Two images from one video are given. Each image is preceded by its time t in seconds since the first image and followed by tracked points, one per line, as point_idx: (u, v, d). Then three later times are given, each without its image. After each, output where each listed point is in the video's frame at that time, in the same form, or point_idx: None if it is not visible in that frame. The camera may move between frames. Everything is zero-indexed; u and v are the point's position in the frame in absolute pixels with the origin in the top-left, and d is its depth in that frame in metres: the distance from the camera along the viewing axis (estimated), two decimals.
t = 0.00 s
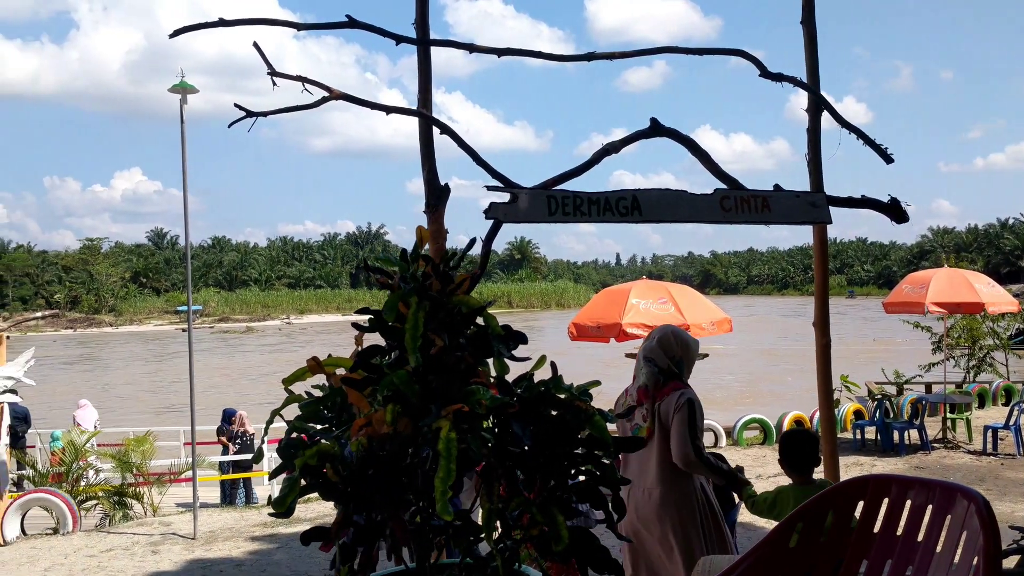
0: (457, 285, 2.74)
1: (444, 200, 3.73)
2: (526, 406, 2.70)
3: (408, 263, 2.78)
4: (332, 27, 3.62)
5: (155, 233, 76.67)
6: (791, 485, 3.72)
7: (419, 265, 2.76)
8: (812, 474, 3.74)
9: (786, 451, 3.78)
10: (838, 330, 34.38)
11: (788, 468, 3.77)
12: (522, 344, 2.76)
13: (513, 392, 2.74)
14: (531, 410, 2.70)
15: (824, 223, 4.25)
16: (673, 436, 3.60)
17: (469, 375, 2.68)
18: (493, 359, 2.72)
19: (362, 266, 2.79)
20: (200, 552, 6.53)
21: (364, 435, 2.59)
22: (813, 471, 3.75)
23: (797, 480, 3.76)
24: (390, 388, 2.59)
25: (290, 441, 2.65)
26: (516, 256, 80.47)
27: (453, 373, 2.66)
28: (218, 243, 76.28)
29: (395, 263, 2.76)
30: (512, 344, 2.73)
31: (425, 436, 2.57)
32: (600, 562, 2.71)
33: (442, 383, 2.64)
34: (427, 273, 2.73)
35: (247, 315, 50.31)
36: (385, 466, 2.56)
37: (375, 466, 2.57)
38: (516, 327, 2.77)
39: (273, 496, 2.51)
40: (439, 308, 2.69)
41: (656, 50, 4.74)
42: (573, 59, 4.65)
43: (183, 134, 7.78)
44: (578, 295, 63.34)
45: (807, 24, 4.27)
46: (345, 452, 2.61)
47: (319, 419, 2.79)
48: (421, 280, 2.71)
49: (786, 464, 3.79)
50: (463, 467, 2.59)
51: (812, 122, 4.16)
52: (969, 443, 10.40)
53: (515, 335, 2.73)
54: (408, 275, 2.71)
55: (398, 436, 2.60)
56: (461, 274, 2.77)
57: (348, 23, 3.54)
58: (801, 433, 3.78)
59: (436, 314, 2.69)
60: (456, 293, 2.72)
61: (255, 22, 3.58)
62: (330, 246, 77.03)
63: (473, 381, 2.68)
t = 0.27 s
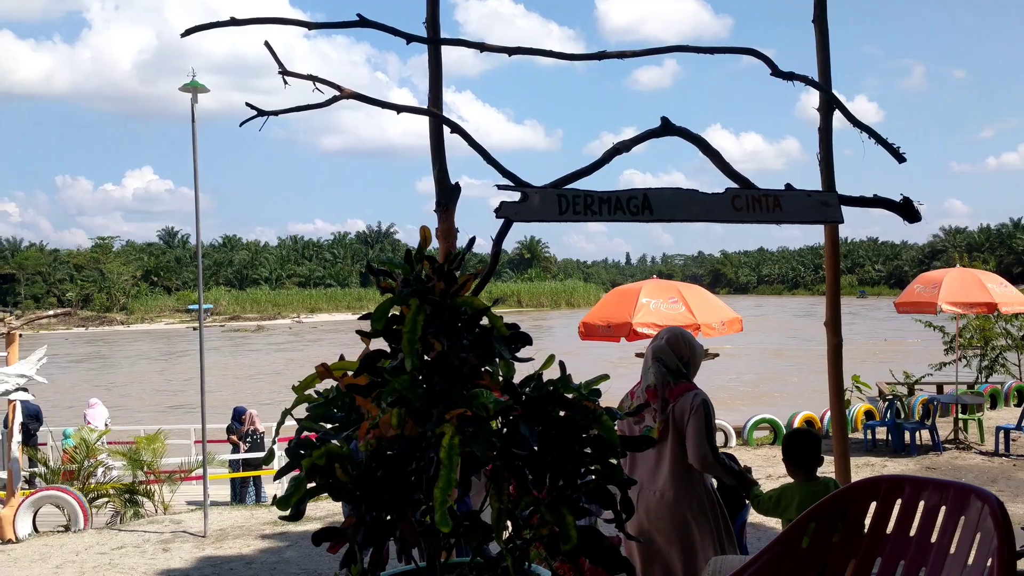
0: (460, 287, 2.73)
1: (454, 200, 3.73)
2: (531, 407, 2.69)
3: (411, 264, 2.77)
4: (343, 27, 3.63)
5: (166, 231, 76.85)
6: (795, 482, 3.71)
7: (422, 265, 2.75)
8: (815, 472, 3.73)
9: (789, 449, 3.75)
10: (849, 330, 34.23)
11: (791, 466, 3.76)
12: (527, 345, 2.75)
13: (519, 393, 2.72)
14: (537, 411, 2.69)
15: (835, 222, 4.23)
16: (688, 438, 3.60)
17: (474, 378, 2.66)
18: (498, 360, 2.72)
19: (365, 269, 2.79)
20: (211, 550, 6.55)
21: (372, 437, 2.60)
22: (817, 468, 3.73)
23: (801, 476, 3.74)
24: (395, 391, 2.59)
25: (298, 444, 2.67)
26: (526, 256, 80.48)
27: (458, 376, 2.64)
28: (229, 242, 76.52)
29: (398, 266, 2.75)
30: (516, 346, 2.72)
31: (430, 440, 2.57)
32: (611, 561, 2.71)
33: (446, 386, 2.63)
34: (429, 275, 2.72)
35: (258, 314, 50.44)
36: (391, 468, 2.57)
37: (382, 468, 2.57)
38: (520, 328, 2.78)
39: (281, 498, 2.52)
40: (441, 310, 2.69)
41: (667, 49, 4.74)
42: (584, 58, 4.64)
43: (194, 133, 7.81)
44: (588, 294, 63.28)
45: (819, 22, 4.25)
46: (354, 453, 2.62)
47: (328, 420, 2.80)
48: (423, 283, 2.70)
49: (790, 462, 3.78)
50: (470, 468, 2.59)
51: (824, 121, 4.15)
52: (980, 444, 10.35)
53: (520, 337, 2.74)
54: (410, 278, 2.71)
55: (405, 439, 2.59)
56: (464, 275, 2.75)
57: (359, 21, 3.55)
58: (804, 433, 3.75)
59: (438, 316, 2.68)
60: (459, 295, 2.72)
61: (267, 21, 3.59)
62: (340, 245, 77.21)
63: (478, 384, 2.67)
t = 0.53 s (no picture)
0: (473, 286, 2.72)
1: (464, 198, 3.74)
2: (546, 407, 2.69)
3: (422, 264, 2.76)
4: (354, 26, 3.63)
5: (176, 230, 77.17)
6: (805, 484, 3.73)
7: (435, 265, 2.74)
8: (824, 474, 3.76)
9: (799, 453, 3.79)
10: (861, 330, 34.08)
11: (801, 469, 3.79)
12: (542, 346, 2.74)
13: (533, 392, 2.72)
14: (551, 411, 2.69)
15: (847, 221, 4.22)
16: (713, 437, 3.61)
17: (488, 377, 2.66)
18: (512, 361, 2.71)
19: (378, 270, 2.78)
20: (221, 548, 6.57)
21: (384, 437, 2.60)
22: (827, 471, 3.76)
23: (812, 480, 3.77)
24: (408, 392, 2.58)
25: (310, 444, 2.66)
26: (536, 255, 80.44)
27: (472, 377, 2.64)
28: (240, 240, 76.74)
29: (412, 266, 2.74)
30: (530, 346, 2.71)
31: (444, 440, 2.57)
32: (623, 560, 2.71)
33: (460, 386, 2.61)
34: (444, 274, 2.71)
35: (268, 312, 50.57)
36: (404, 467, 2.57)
37: (394, 468, 2.57)
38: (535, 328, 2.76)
39: (295, 498, 2.51)
40: (456, 311, 2.68)
41: (678, 48, 4.73)
42: (594, 57, 4.63)
43: (205, 132, 7.83)
44: (598, 293, 63.20)
45: (831, 20, 4.23)
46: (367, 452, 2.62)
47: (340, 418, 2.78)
48: (436, 282, 2.69)
49: (801, 466, 3.80)
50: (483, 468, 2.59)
51: (835, 119, 4.13)
52: (993, 445, 10.29)
53: (534, 336, 2.72)
54: (423, 278, 2.69)
55: (418, 438, 2.59)
56: (477, 274, 2.73)
57: (370, 20, 3.55)
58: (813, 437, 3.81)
59: (452, 317, 2.67)
60: (473, 294, 2.71)
61: (278, 20, 3.59)
62: (350, 243, 77.40)
63: (491, 384, 2.67)
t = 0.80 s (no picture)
0: (492, 285, 2.72)
1: (475, 197, 3.75)
2: (560, 408, 2.70)
3: (445, 262, 2.77)
4: (364, 24, 3.64)
5: (187, 228, 77.52)
6: (819, 483, 3.70)
7: (455, 263, 2.75)
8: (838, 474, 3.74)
9: (813, 454, 3.77)
10: (873, 329, 33.94)
11: (815, 469, 3.77)
12: (558, 346, 2.75)
13: (546, 392, 2.73)
14: (563, 412, 2.70)
15: (859, 220, 4.20)
16: (741, 436, 3.62)
17: (503, 377, 2.66)
18: (526, 360, 2.71)
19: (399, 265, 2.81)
20: (233, 545, 6.59)
21: (397, 433, 2.61)
22: (840, 471, 3.74)
23: (826, 480, 3.75)
24: (423, 389, 2.59)
25: (324, 437, 2.68)
26: (546, 254, 80.44)
27: (486, 375, 2.64)
28: (251, 239, 76.99)
29: (431, 263, 2.75)
30: (547, 347, 2.71)
31: (457, 438, 2.57)
32: (632, 563, 2.70)
33: (475, 384, 2.63)
34: (463, 272, 2.72)
35: (279, 311, 50.72)
36: (417, 464, 2.57)
37: (407, 464, 2.57)
38: (551, 329, 2.76)
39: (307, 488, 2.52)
40: (472, 309, 2.68)
41: (690, 46, 4.72)
42: (605, 55, 4.63)
43: (216, 131, 7.83)
44: (608, 292, 63.16)
45: (843, 18, 4.21)
46: (380, 448, 2.63)
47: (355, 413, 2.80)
48: (456, 281, 2.70)
49: (815, 467, 3.77)
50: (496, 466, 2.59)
51: (848, 118, 4.11)
52: (1005, 445, 10.23)
53: (550, 337, 2.72)
54: (444, 275, 2.71)
55: (431, 435, 2.60)
56: (497, 273, 2.75)
57: (380, 19, 3.55)
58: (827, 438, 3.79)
59: (469, 316, 2.68)
60: (491, 294, 2.72)
61: (289, 19, 3.60)
62: (361, 242, 77.56)
63: (506, 383, 2.67)
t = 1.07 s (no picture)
0: (512, 280, 2.75)
1: (486, 195, 3.76)
2: (577, 403, 2.70)
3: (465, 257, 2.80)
4: (376, 22, 3.64)
5: (199, 226, 77.83)
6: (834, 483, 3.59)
7: (475, 259, 2.76)
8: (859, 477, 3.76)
9: (833, 456, 3.79)
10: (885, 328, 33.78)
11: (836, 471, 3.79)
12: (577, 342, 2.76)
13: (561, 388, 2.75)
14: (579, 409, 2.69)
15: (871, 218, 4.19)
16: (763, 432, 3.62)
17: (522, 371, 2.66)
18: (545, 354, 2.73)
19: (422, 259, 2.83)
20: (243, 542, 6.61)
21: (412, 429, 2.60)
22: (860, 474, 3.76)
23: (844, 482, 3.78)
24: (443, 380, 2.59)
25: (338, 432, 2.69)
26: (555, 252, 80.37)
27: (506, 370, 2.64)
28: (262, 237, 77.17)
29: (453, 258, 2.78)
30: (565, 341, 2.72)
31: (476, 431, 2.56)
32: (645, 560, 2.69)
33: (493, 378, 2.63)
34: (482, 268, 2.74)
35: (290, 309, 50.84)
36: (432, 459, 2.57)
37: (421, 461, 2.57)
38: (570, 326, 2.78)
39: (317, 485, 2.52)
40: (492, 302, 2.70)
41: (702, 44, 4.70)
42: (616, 53, 4.62)
43: (228, 129, 7.84)
44: (618, 290, 63.05)
45: (856, 16, 4.19)
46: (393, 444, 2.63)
47: (369, 409, 2.83)
48: (476, 275, 2.72)
49: (836, 471, 3.80)
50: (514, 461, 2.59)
51: (860, 116, 4.09)
52: (1018, 445, 10.17)
53: (570, 332, 2.73)
54: (465, 270, 2.74)
55: (446, 430, 2.60)
56: (516, 268, 2.77)
57: (392, 17, 3.55)
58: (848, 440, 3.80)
59: (489, 310, 2.69)
60: (510, 289, 2.73)
61: (301, 17, 3.61)
62: (371, 240, 77.65)
63: (524, 377, 2.67)
